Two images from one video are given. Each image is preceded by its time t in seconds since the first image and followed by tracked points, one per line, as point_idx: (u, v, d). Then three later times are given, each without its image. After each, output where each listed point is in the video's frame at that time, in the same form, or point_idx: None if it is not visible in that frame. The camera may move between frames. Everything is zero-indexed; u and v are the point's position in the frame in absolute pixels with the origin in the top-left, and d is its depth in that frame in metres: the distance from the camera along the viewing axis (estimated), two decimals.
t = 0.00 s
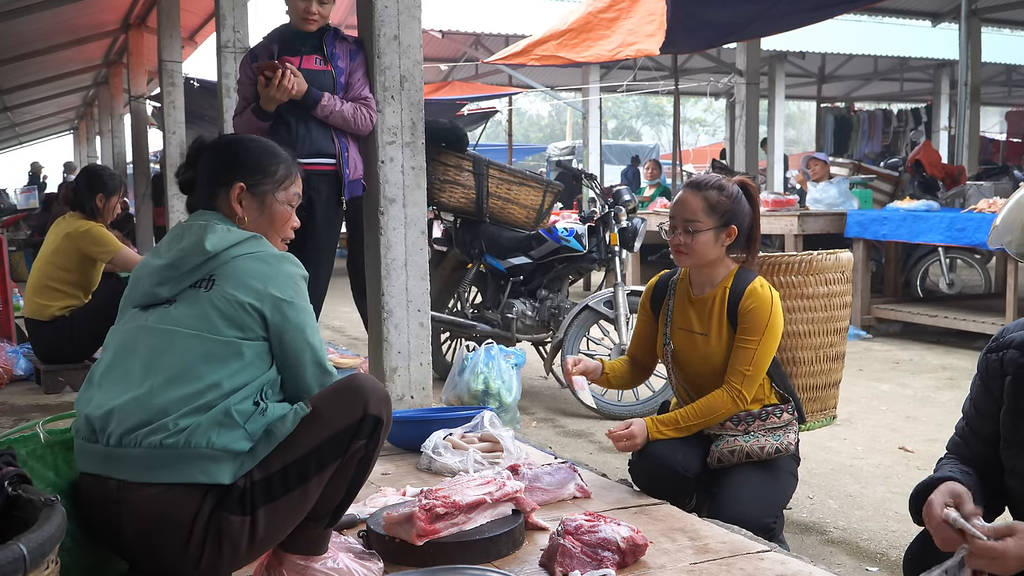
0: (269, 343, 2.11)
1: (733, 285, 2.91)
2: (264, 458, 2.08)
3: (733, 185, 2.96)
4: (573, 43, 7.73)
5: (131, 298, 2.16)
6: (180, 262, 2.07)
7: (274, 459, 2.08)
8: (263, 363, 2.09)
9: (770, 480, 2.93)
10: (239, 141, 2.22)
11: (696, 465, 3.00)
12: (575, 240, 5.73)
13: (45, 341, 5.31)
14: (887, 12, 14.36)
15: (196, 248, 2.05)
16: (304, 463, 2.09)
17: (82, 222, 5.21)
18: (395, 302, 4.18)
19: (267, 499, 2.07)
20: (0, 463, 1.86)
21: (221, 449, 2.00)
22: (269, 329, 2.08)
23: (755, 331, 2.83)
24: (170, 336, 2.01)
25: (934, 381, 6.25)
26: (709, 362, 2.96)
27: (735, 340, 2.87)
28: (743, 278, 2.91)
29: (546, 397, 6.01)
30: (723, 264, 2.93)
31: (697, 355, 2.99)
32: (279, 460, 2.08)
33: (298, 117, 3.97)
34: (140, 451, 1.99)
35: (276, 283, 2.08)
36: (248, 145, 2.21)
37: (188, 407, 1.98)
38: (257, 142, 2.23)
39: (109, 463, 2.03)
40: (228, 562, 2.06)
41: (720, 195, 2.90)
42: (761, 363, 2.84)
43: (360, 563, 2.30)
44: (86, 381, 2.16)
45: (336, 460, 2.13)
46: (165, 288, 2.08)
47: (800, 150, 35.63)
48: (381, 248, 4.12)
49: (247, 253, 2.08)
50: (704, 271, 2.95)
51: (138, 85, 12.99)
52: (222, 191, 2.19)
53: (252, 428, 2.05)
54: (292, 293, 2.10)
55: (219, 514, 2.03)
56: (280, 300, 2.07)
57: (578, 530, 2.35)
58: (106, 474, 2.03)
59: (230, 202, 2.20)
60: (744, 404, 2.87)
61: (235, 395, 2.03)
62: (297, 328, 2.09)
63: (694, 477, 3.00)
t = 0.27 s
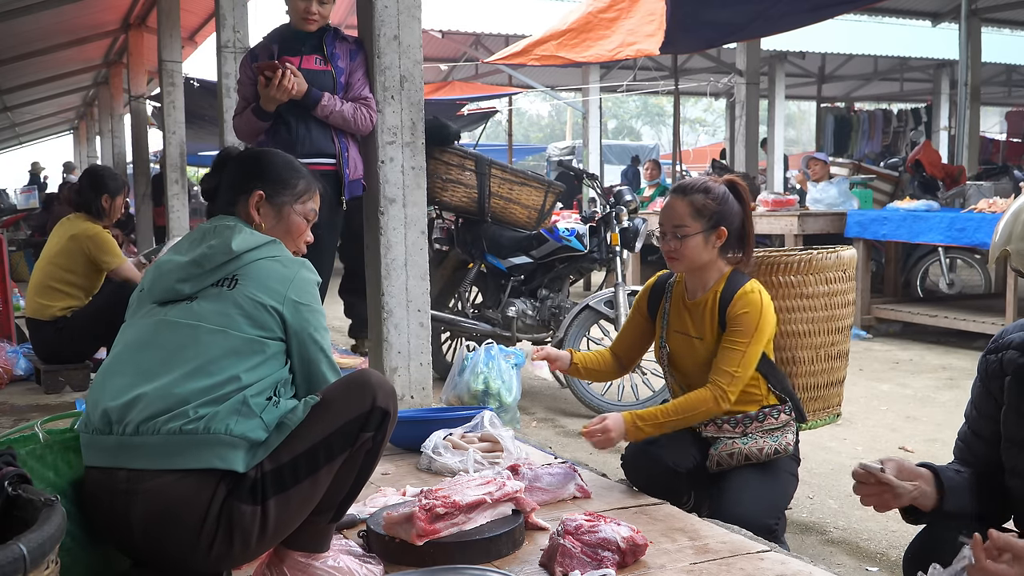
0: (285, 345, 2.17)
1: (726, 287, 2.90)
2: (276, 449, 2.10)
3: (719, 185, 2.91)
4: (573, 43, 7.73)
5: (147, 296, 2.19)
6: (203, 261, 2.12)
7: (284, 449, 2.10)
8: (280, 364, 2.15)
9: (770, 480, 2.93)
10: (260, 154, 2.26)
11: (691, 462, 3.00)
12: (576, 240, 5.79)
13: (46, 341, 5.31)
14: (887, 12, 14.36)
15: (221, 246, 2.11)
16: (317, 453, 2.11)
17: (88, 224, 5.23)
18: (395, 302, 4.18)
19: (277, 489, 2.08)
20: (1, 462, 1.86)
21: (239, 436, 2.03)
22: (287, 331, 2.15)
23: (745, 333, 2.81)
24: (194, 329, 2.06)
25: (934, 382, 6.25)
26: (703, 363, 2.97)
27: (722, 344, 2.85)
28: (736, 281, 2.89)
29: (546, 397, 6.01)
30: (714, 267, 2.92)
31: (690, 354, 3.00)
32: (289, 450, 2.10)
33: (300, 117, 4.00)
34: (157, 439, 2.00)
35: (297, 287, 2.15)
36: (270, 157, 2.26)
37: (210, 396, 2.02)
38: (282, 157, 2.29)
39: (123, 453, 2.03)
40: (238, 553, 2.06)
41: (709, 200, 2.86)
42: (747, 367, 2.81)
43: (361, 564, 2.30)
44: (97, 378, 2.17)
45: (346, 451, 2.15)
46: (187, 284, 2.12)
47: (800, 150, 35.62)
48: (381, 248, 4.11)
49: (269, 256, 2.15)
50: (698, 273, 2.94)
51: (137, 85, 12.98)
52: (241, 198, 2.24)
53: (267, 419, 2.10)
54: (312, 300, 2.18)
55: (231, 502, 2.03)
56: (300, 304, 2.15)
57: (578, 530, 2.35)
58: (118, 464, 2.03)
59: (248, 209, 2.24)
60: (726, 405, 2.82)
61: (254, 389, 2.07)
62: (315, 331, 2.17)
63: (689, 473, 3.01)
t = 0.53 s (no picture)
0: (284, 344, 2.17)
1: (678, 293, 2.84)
2: (276, 445, 2.11)
3: (671, 191, 2.89)
4: (574, 43, 7.74)
5: (146, 295, 2.18)
6: (203, 259, 2.12)
7: (285, 446, 2.11)
8: (280, 362, 2.16)
9: (770, 480, 2.92)
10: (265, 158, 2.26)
11: (687, 463, 3.00)
12: (576, 239, 5.86)
13: (47, 340, 5.32)
14: (887, 12, 14.36)
15: (221, 244, 2.11)
16: (316, 449, 2.12)
17: (99, 228, 5.23)
18: (395, 302, 4.18)
19: (278, 485, 2.08)
20: (1, 462, 1.86)
21: (241, 432, 2.04)
22: (286, 328, 2.15)
23: (677, 333, 2.71)
24: (195, 326, 2.06)
25: (934, 381, 6.25)
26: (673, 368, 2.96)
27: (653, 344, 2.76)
28: (685, 285, 2.82)
29: (546, 397, 6.01)
30: (667, 275, 2.89)
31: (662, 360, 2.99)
32: (290, 447, 2.10)
33: (299, 117, 4.01)
34: (158, 435, 1.99)
35: (297, 285, 2.16)
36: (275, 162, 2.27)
37: (211, 392, 2.02)
38: (285, 163, 2.30)
39: (124, 450, 2.02)
40: (239, 549, 2.06)
41: (663, 206, 2.84)
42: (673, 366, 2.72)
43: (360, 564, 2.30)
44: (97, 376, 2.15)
45: (346, 447, 2.15)
46: (187, 282, 2.12)
47: (800, 150, 35.63)
48: (381, 249, 4.12)
49: (268, 254, 2.16)
50: (653, 280, 2.92)
51: (138, 85, 12.99)
52: (245, 197, 2.23)
53: (268, 415, 2.11)
54: (311, 297, 2.19)
55: (232, 498, 2.04)
56: (299, 301, 2.16)
57: (578, 530, 2.35)
58: (118, 462, 2.02)
59: (249, 211, 2.23)
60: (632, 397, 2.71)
61: (255, 385, 2.08)
62: (315, 329, 2.17)
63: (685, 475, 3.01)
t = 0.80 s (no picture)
0: (283, 345, 2.18)
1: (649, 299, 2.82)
2: (274, 446, 2.11)
3: (641, 199, 2.87)
4: (574, 43, 7.72)
5: (145, 296, 2.18)
6: (201, 259, 2.12)
7: (283, 447, 2.11)
8: (278, 363, 2.16)
9: (764, 481, 2.93)
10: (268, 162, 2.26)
11: (684, 462, 3.01)
12: (575, 239, 5.87)
13: (47, 340, 5.32)
14: (887, 12, 14.36)
15: (220, 245, 2.11)
16: (315, 450, 2.12)
17: (101, 229, 5.24)
18: (395, 302, 4.18)
19: (277, 486, 2.08)
20: (0, 462, 1.86)
21: (240, 432, 2.04)
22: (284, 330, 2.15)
23: (648, 335, 2.71)
24: (193, 326, 2.05)
25: (934, 382, 6.25)
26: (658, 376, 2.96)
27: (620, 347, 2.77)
28: (657, 291, 2.81)
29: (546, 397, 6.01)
30: (638, 282, 2.87)
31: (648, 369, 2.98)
32: (288, 448, 2.10)
33: (299, 117, 4.01)
34: (157, 435, 1.99)
35: (295, 286, 2.16)
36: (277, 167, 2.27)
37: (210, 392, 2.02)
38: (288, 169, 2.30)
39: (123, 451, 2.01)
40: (238, 550, 2.06)
41: (631, 215, 2.82)
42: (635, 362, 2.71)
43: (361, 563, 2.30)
44: (94, 375, 2.15)
45: (344, 448, 2.15)
46: (186, 283, 2.11)
47: (800, 150, 35.62)
48: (381, 248, 4.11)
49: (266, 254, 2.16)
50: (625, 288, 2.91)
51: (138, 85, 12.98)
52: (248, 200, 2.23)
53: (266, 416, 2.11)
54: (307, 297, 2.19)
55: (230, 499, 2.03)
56: (296, 301, 2.16)
57: (579, 530, 2.35)
58: (117, 462, 2.02)
59: (252, 213, 2.24)
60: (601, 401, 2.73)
61: (252, 385, 2.08)
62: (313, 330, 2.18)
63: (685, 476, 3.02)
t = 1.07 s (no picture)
0: (286, 344, 2.18)
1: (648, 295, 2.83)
2: (277, 445, 2.10)
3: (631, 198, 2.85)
4: (574, 44, 7.68)
5: (148, 295, 2.18)
6: (206, 258, 2.12)
7: (285, 446, 2.11)
8: (281, 363, 2.17)
9: (765, 482, 2.93)
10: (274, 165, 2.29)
11: (685, 463, 2.99)
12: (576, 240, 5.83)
13: (47, 341, 5.32)
14: (887, 12, 14.37)
15: (225, 244, 2.12)
16: (317, 450, 2.12)
17: (101, 229, 5.24)
18: (395, 302, 4.18)
19: (279, 486, 2.08)
20: (0, 462, 1.86)
21: (244, 431, 2.04)
22: (287, 329, 2.16)
23: (648, 330, 2.71)
24: (198, 325, 2.06)
25: (934, 382, 6.25)
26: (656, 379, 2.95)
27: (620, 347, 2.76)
28: (658, 287, 2.81)
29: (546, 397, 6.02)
30: (636, 281, 2.87)
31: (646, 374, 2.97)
32: (290, 447, 2.10)
33: (300, 117, 4.01)
34: (161, 433, 1.98)
35: (299, 286, 2.17)
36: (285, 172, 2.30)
37: (215, 390, 2.02)
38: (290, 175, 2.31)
39: (125, 449, 2.00)
40: (240, 550, 2.06)
41: (624, 216, 2.80)
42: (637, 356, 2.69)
43: (361, 564, 2.30)
44: (96, 374, 2.14)
45: (346, 448, 2.15)
46: (190, 281, 2.12)
47: (800, 150, 35.61)
48: (381, 248, 4.12)
49: (270, 254, 2.17)
50: (624, 288, 2.90)
51: (138, 85, 12.98)
52: (261, 203, 2.25)
53: (270, 415, 2.11)
54: (311, 297, 2.19)
55: (233, 499, 2.04)
56: (300, 301, 2.16)
57: (578, 530, 2.35)
58: (119, 461, 2.01)
59: (265, 221, 2.27)
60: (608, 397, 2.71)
61: (256, 385, 2.08)
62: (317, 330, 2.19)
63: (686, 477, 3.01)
